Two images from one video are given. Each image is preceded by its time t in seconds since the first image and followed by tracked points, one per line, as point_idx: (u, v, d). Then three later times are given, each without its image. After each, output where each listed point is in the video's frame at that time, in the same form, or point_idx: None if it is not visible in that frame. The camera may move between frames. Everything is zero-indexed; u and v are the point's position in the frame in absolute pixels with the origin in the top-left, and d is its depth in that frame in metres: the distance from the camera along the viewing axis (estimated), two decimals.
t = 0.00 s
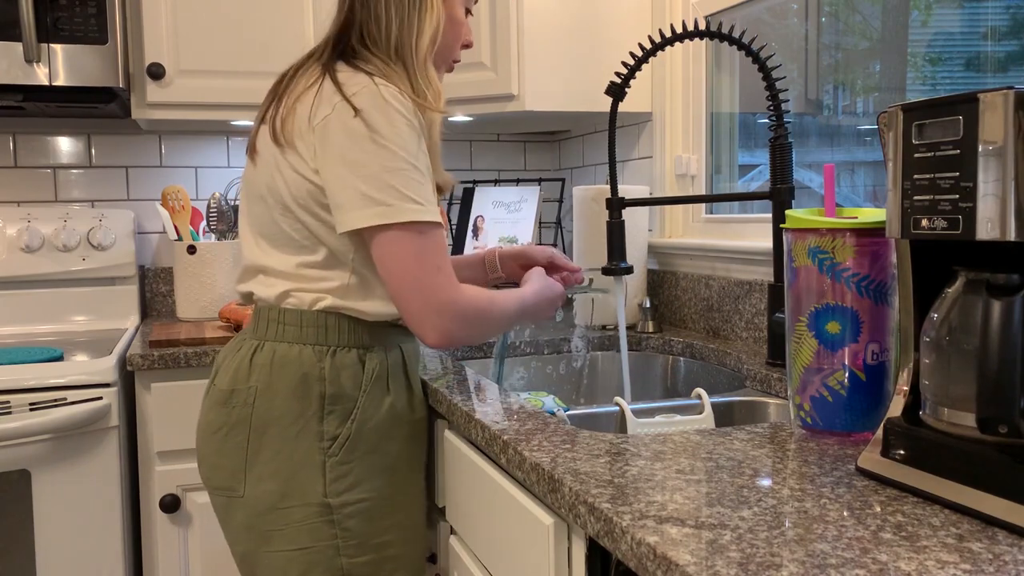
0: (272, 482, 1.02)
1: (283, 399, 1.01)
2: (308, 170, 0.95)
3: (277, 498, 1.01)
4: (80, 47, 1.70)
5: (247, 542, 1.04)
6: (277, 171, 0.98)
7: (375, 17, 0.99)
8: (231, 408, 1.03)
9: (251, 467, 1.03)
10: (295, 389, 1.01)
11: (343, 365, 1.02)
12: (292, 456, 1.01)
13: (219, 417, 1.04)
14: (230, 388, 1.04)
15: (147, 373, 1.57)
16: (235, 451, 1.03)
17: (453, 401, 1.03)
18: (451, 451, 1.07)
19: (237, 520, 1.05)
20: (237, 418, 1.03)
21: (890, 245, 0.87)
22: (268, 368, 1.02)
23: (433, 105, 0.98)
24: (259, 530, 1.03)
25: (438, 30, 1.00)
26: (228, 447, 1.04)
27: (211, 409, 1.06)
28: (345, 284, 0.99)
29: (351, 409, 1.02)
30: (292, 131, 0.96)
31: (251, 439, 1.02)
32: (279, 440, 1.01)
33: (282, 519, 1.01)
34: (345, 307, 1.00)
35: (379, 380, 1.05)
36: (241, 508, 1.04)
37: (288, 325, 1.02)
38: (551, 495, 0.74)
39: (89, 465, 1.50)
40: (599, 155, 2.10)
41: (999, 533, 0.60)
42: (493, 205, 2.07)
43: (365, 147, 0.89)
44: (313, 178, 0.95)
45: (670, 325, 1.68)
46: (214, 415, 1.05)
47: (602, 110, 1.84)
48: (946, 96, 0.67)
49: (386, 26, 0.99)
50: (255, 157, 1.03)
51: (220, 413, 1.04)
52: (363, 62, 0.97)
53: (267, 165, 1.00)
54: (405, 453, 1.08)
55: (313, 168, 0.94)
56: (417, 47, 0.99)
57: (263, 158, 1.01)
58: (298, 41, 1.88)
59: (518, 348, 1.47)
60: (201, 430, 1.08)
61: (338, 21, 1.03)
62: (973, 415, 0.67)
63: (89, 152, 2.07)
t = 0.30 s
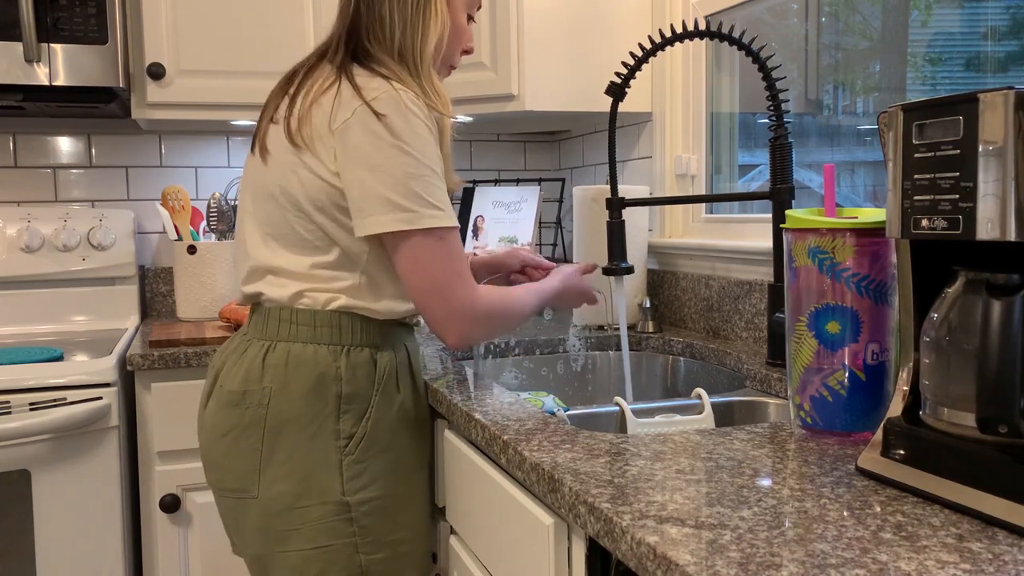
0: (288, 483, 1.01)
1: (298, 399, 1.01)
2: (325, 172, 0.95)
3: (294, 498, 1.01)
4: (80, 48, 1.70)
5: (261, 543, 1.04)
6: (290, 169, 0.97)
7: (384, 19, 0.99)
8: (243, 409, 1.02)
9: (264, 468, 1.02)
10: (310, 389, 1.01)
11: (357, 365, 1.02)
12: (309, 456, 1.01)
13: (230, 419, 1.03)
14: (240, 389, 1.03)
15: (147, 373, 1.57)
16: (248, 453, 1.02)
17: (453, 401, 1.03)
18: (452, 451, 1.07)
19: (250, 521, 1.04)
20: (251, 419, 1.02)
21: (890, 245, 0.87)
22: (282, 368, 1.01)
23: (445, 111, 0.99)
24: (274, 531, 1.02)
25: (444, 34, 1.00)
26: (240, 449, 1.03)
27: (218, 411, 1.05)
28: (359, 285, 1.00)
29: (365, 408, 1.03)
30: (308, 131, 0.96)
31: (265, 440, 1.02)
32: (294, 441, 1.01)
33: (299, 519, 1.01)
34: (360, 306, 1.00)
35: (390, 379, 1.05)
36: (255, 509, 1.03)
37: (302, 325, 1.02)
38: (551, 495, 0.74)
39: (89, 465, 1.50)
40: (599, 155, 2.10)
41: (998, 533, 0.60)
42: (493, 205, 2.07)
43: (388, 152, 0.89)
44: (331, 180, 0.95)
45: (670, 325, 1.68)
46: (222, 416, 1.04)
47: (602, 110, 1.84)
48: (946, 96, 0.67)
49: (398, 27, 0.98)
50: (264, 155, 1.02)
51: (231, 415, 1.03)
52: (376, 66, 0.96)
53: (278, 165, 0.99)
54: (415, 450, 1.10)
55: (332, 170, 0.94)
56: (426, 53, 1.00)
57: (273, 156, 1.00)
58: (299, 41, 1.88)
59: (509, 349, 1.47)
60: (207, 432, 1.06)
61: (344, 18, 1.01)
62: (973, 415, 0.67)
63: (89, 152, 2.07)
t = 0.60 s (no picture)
0: (277, 480, 1.01)
1: (287, 397, 1.01)
2: (314, 173, 0.95)
3: (283, 495, 1.01)
4: (80, 48, 1.70)
5: (250, 538, 1.04)
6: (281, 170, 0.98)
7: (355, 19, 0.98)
8: (233, 407, 1.03)
9: (254, 465, 1.02)
10: (298, 387, 1.01)
11: (346, 363, 1.02)
12: (297, 453, 1.01)
13: (220, 416, 1.03)
14: (231, 386, 1.03)
15: (147, 373, 1.57)
16: (238, 450, 1.03)
17: (453, 401, 1.03)
18: (451, 450, 1.07)
19: (240, 517, 1.04)
20: (240, 416, 1.02)
21: (890, 245, 0.87)
22: (271, 367, 1.02)
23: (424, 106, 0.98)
24: (263, 527, 1.03)
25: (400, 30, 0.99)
26: (230, 446, 1.03)
27: (210, 408, 1.05)
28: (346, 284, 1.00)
29: (354, 406, 1.03)
30: (298, 132, 0.97)
31: (254, 437, 1.02)
32: (283, 438, 1.01)
33: (287, 515, 1.01)
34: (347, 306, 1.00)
35: (380, 377, 1.05)
36: (245, 506, 1.03)
37: (291, 323, 1.02)
38: (551, 495, 0.74)
39: (88, 464, 1.50)
40: (599, 155, 2.10)
41: (999, 533, 0.60)
42: (493, 205, 2.07)
43: (374, 150, 0.89)
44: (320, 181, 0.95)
45: (670, 325, 1.68)
46: (214, 413, 1.04)
47: (602, 110, 1.84)
48: (946, 96, 0.67)
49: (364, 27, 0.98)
50: (258, 154, 1.03)
51: (222, 412, 1.03)
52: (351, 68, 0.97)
53: (269, 167, 1.00)
54: (407, 448, 1.09)
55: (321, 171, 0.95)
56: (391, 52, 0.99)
57: (267, 155, 1.01)
58: (299, 40, 1.88)
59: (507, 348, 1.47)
60: (201, 429, 1.07)
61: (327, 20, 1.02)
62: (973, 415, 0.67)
63: (89, 152, 2.07)
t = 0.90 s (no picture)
0: (266, 481, 1.02)
1: (276, 398, 1.01)
2: (295, 179, 0.94)
3: (272, 495, 1.02)
4: (80, 47, 1.70)
5: (242, 538, 1.04)
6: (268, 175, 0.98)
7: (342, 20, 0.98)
8: (223, 409, 1.03)
9: (244, 466, 1.03)
10: (288, 389, 1.01)
11: (335, 365, 1.02)
12: (286, 454, 1.01)
13: (212, 417, 1.04)
14: (222, 389, 1.04)
15: (147, 373, 1.57)
16: (229, 451, 1.03)
17: (453, 400, 1.03)
18: (451, 451, 1.07)
19: (232, 517, 1.05)
20: (231, 418, 1.03)
21: (890, 245, 0.87)
22: (261, 369, 1.02)
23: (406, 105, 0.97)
24: (254, 527, 1.03)
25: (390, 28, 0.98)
26: (221, 447, 1.04)
27: (204, 409, 1.06)
28: (334, 288, 0.99)
29: (344, 408, 1.03)
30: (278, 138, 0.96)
31: (244, 439, 1.02)
32: (273, 439, 1.02)
33: (277, 515, 1.02)
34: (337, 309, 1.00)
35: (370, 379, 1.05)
36: (236, 506, 1.04)
37: (281, 326, 1.02)
38: (551, 495, 0.74)
39: (88, 464, 1.50)
40: (599, 155, 2.10)
41: (998, 533, 0.60)
42: (493, 205, 2.07)
43: (354, 150, 0.88)
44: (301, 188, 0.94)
45: (671, 325, 1.68)
46: (207, 414, 1.05)
47: (602, 110, 1.84)
48: (946, 96, 0.67)
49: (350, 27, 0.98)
50: (242, 162, 1.03)
51: (214, 413, 1.04)
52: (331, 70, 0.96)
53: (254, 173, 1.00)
54: (399, 449, 1.09)
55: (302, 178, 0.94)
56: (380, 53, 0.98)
57: (250, 163, 1.01)
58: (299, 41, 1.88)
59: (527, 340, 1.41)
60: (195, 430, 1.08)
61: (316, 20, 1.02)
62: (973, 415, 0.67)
63: (89, 152, 2.07)
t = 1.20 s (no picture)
0: (242, 476, 1.03)
1: (255, 395, 1.03)
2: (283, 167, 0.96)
3: (246, 491, 1.03)
4: (80, 47, 1.70)
5: (220, 533, 1.06)
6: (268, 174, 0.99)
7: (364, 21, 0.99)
8: (209, 402, 1.06)
9: (224, 461, 1.05)
10: (266, 386, 1.02)
11: (313, 364, 1.02)
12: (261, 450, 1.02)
13: (199, 410, 1.07)
14: (209, 383, 1.07)
15: (147, 373, 1.57)
16: (211, 445, 1.05)
17: (453, 401, 1.03)
18: (451, 452, 1.07)
19: (212, 511, 1.07)
20: (214, 411, 1.05)
21: (890, 245, 0.87)
22: (243, 365, 1.04)
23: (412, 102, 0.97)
24: (229, 522, 1.04)
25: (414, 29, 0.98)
26: (205, 440, 1.06)
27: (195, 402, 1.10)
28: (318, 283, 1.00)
29: (320, 408, 1.02)
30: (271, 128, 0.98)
31: (224, 433, 1.04)
32: (250, 435, 1.03)
33: (249, 512, 1.03)
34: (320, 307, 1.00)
35: (353, 380, 1.04)
36: (216, 500, 1.06)
37: (264, 323, 1.04)
38: (551, 495, 0.74)
39: (88, 464, 1.50)
40: (599, 155, 2.10)
41: (999, 533, 0.60)
42: (493, 205, 2.07)
43: (338, 128, 0.88)
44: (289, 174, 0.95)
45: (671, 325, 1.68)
46: (197, 407, 1.08)
47: (602, 110, 1.84)
48: (946, 97, 0.67)
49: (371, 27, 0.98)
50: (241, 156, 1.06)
51: (201, 406, 1.07)
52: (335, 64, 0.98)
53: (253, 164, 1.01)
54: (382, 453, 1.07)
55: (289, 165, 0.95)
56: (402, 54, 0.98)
57: (246, 155, 1.03)
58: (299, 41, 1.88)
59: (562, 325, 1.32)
60: (189, 422, 1.11)
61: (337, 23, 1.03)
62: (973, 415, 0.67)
63: (89, 152, 2.07)
